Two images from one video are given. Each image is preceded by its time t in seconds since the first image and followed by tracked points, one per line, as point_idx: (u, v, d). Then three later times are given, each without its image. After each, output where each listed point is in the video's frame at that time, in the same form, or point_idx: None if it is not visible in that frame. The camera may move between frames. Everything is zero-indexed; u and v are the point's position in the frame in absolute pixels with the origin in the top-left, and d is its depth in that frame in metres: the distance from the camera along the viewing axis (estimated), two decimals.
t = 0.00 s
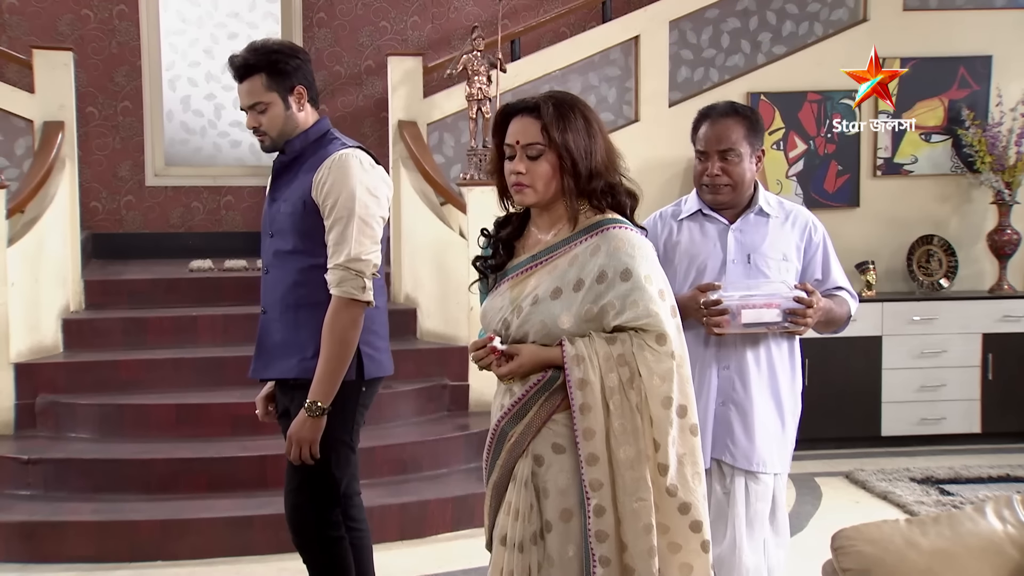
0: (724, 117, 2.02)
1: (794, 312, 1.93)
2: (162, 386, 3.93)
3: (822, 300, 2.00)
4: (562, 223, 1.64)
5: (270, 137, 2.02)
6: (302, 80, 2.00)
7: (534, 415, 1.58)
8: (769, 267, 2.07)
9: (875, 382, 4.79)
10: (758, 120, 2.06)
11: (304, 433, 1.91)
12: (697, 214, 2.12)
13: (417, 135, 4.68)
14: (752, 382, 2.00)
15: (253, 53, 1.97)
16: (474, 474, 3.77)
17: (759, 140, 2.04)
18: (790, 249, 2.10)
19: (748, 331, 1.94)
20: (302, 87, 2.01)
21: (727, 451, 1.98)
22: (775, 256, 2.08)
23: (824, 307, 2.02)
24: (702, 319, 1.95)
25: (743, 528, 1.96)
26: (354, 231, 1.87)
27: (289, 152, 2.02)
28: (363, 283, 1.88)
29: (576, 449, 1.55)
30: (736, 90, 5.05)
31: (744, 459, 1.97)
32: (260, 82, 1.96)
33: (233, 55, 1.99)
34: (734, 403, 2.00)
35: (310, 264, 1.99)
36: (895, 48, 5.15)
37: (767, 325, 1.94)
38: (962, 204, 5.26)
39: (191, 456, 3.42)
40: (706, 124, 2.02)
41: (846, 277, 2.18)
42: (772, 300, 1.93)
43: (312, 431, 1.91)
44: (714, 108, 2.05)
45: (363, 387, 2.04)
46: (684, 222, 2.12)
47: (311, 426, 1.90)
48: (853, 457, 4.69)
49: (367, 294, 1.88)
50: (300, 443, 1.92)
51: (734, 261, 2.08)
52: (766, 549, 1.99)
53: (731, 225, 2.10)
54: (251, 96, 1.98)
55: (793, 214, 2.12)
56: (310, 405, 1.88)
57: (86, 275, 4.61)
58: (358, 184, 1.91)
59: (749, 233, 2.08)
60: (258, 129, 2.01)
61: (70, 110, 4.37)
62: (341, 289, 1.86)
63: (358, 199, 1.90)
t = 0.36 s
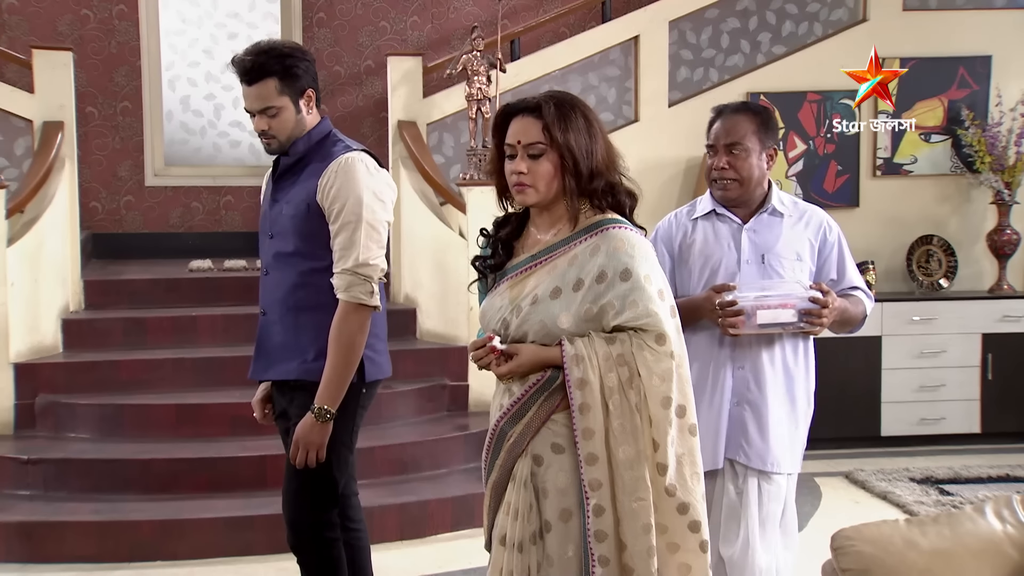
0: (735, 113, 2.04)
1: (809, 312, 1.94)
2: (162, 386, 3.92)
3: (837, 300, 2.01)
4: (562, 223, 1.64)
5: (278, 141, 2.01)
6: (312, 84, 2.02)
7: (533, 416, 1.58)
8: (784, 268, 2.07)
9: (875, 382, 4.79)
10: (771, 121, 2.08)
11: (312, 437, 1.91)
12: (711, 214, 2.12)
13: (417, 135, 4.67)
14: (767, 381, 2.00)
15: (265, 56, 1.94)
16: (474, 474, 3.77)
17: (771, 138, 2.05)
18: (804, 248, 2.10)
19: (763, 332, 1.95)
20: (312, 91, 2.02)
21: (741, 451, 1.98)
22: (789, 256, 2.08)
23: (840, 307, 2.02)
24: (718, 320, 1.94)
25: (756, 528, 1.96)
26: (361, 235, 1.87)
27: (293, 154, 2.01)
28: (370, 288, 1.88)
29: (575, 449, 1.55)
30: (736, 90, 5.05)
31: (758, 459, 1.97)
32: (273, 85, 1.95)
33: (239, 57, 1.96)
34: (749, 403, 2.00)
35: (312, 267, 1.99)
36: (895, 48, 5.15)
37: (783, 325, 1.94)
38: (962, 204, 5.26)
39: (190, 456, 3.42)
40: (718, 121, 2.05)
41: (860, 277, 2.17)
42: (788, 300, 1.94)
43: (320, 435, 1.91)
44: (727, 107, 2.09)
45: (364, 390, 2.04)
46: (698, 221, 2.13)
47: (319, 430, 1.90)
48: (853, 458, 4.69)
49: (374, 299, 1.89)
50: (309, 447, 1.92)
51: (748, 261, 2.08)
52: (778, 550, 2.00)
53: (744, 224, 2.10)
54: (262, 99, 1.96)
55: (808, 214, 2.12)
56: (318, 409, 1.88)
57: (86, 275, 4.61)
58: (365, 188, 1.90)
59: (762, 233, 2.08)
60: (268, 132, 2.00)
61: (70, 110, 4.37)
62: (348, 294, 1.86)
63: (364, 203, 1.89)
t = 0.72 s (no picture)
0: (734, 119, 2.03)
1: (816, 311, 1.95)
2: (162, 386, 3.93)
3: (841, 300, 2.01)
4: (568, 221, 1.64)
5: (280, 142, 2.00)
6: (316, 86, 2.02)
7: (532, 416, 1.58)
8: (787, 267, 2.07)
9: (875, 382, 4.79)
10: (770, 123, 2.06)
11: (314, 445, 1.91)
12: (713, 215, 2.12)
13: (416, 135, 4.67)
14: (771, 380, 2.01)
15: (274, 57, 1.93)
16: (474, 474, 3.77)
17: (772, 141, 2.04)
18: (806, 248, 2.11)
19: (768, 330, 1.95)
20: (316, 92, 2.03)
21: (745, 449, 1.98)
22: (791, 256, 2.08)
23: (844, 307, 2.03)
24: (724, 317, 1.94)
25: (759, 527, 1.96)
26: (364, 241, 1.87)
27: (294, 155, 2.01)
28: (372, 295, 1.88)
29: (574, 449, 1.55)
30: (736, 90, 5.05)
31: (762, 457, 1.97)
32: (281, 86, 1.94)
33: (245, 55, 1.94)
34: (752, 401, 2.00)
35: (310, 270, 1.99)
36: (894, 48, 5.15)
37: (788, 323, 1.95)
38: (961, 204, 5.26)
39: (190, 456, 3.42)
40: (717, 126, 2.04)
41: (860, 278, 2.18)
42: (794, 298, 1.94)
43: (323, 443, 1.91)
44: (726, 111, 2.07)
45: (363, 393, 2.04)
46: (701, 221, 2.12)
47: (321, 437, 1.90)
48: (852, 457, 4.69)
49: (375, 306, 1.89)
50: (311, 455, 1.92)
51: (751, 261, 2.08)
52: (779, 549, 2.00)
53: (747, 225, 2.10)
54: (268, 100, 1.95)
55: (809, 215, 2.13)
56: (320, 417, 1.88)
57: (85, 275, 4.60)
58: (366, 194, 1.90)
59: (765, 233, 2.08)
60: (271, 133, 1.99)
61: (70, 110, 4.37)
62: (350, 301, 1.86)
63: (366, 209, 1.89)
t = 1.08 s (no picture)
0: (717, 119, 2.02)
1: (799, 312, 1.95)
2: (162, 386, 3.93)
3: (823, 300, 2.02)
4: (570, 221, 1.64)
5: (282, 140, 1.99)
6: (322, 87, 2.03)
7: (533, 416, 1.58)
8: (769, 267, 2.07)
9: (875, 382, 4.79)
10: (752, 122, 2.06)
11: (310, 456, 1.90)
12: (697, 215, 2.12)
13: (416, 135, 4.67)
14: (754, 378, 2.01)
15: (285, 56, 1.92)
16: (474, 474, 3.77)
17: (754, 141, 2.04)
18: (789, 248, 2.11)
19: (752, 331, 1.95)
20: (322, 94, 2.04)
21: (729, 449, 1.98)
22: (774, 255, 2.08)
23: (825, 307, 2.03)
24: (707, 318, 1.94)
25: (746, 527, 1.95)
26: (363, 251, 1.87)
27: (294, 155, 2.01)
28: (369, 305, 1.88)
29: (576, 448, 1.55)
30: (736, 90, 5.05)
31: (746, 457, 1.97)
32: (290, 86, 1.94)
33: (255, 50, 1.92)
34: (736, 401, 2.00)
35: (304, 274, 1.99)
36: (895, 48, 5.15)
37: (772, 325, 1.95)
38: (961, 204, 5.26)
39: (190, 456, 3.41)
40: (701, 127, 2.04)
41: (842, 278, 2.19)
42: (778, 300, 1.94)
43: (318, 454, 1.91)
44: (708, 111, 2.06)
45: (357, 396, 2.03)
46: (684, 221, 2.13)
47: (317, 449, 1.90)
48: (852, 457, 4.69)
49: (372, 316, 1.89)
50: (306, 466, 1.91)
51: (733, 261, 2.08)
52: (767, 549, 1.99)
53: (730, 225, 2.10)
54: (275, 98, 1.94)
55: (791, 215, 2.13)
56: (315, 428, 1.88)
57: (85, 275, 4.60)
58: (366, 202, 1.90)
59: (748, 233, 2.08)
60: (275, 131, 1.98)
61: (70, 110, 4.37)
62: (346, 310, 1.86)
63: (365, 217, 1.89)
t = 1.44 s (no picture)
0: (705, 117, 2.02)
1: (786, 312, 1.93)
2: (163, 386, 3.93)
3: (811, 300, 2.01)
4: (573, 220, 1.64)
5: (288, 138, 1.99)
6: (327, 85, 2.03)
7: (534, 415, 1.58)
8: (757, 267, 2.07)
9: (876, 383, 4.79)
10: (742, 122, 2.05)
11: (304, 461, 1.90)
12: (685, 215, 2.12)
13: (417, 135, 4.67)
14: (742, 379, 2.00)
15: (295, 53, 1.93)
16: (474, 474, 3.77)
17: (742, 141, 2.03)
18: (778, 249, 2.10)
19: (739, 331, 1.95)
20: (328, 92, 2.04)
21: (719, 450, 1.98)
22: (763, 256, 2.08)
23: (814, 307, 2.03)
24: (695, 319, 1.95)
25: (737, 527, 1.95)
26: (363, 254, 1.87)
27: (296, 155, 2.01)
28: (368, 309, 1.88)
29: (578, 448, 1.55)
30: (737, 90, 5.05)
31: (736, 457, 1.97)
32: (299, 83, 1.94)
33: (264, 47, 1.92)
34: (725, 402, 2.00)
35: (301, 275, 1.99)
36: (896, 48, 5.14)
37: (759, 324, 1.94)
38: (962, 204, 5.26)
39: (191, 456, 3.42)
40: (689, 124, 2.03)
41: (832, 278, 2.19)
42: (763, 299, 1.93)
43: (312, 460, 1.90)
44: (698, 109, 2.06)
45: (354, 397, 2.02)
46: (672, 222, 2.13)
47: (311, 454, 1.89)
48: (853, 457, 4.69)
49: (370, 321, 1.88)
50: (300, 471, 1.91)
51: (721, 262, 2.08)
52: (758, 550, 1.99)
53: (718, 225, 2.10)
54: (283, 95, 1.94)
55: (780, 215, 2.12)
56: (310, 432, 1.87)
57: (86, 275, 4.60)
58: (366, 206, 1.89)
59: (736, 233, 2.08)
60: (281, 128, 1.97)
61: (71, 110, 4.37)
62: (344, 314, 1.86)
63: (365, 222, 1.89)
